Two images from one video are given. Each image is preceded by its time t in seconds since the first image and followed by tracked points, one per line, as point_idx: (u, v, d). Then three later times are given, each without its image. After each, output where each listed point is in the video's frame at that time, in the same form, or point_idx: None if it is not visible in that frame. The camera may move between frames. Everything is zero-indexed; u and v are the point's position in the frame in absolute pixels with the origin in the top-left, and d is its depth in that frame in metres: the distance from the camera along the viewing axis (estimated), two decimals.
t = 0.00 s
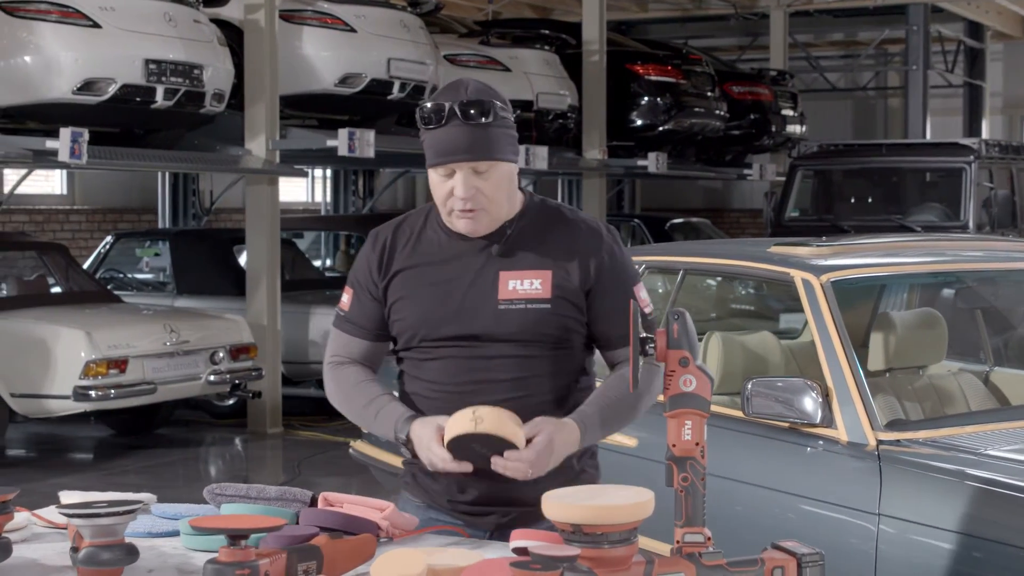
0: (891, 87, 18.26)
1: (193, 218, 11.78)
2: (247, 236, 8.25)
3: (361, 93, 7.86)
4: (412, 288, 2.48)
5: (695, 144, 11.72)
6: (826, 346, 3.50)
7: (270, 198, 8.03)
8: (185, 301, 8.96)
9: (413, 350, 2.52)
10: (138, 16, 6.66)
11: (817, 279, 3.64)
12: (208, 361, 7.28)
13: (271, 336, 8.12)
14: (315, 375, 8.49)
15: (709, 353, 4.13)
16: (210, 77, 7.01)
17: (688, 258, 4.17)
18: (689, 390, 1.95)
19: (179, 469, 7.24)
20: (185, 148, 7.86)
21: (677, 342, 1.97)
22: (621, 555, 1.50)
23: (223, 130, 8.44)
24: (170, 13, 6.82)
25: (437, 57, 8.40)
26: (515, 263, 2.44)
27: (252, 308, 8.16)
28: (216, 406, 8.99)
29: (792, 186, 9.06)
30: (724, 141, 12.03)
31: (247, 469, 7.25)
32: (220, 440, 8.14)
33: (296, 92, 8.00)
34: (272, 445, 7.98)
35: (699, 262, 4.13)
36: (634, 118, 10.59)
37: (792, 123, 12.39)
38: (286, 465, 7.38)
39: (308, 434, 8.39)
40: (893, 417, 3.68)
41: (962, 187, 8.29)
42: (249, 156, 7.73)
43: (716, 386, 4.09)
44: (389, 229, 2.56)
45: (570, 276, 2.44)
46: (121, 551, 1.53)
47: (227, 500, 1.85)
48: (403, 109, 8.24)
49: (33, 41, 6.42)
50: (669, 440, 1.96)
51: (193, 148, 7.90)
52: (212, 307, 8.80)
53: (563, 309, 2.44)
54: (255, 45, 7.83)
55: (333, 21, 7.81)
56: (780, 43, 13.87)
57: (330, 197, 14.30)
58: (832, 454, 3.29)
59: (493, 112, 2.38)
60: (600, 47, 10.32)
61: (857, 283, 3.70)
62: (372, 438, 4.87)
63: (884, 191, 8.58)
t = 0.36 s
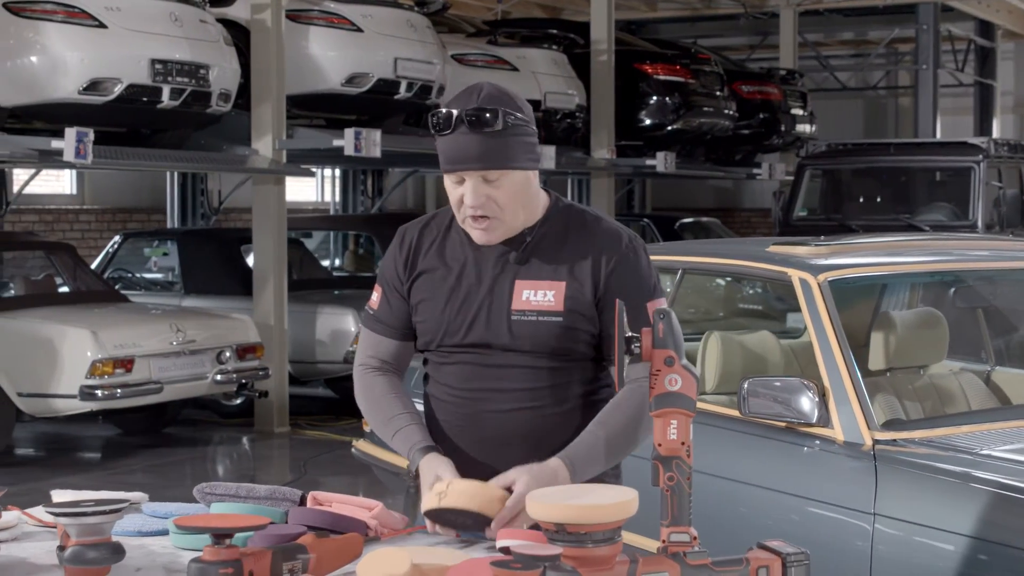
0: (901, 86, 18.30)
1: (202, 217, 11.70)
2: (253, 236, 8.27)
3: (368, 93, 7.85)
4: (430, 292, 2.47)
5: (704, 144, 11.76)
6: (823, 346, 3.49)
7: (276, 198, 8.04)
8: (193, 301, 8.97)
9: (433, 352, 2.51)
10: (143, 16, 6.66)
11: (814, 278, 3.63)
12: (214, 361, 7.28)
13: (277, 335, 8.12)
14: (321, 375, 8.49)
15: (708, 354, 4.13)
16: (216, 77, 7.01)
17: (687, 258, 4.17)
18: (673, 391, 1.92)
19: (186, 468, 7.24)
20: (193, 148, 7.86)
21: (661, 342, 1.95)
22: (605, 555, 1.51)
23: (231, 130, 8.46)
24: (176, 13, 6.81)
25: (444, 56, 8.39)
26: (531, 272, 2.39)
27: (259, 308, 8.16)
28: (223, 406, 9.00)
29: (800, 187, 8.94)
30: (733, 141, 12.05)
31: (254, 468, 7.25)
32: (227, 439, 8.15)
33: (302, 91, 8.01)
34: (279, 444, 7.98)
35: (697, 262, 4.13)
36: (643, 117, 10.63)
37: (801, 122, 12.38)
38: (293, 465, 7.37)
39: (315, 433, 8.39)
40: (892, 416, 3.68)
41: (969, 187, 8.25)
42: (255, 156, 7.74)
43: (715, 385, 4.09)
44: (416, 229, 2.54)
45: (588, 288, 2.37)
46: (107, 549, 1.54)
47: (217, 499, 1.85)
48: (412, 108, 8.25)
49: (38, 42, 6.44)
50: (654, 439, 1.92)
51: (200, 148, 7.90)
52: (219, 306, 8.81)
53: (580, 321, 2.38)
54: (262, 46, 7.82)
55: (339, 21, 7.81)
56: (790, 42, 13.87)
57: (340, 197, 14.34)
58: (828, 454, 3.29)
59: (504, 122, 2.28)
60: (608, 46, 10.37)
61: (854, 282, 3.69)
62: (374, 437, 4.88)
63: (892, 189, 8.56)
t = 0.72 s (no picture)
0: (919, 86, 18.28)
1: (218, 218, 11.72)
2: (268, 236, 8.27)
3: (383, 93, 7.85)
4: (436, 292, 2.48)
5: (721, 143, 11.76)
6: (827, 346, 3.49)
7: (290, 197, 8.05)
8: (208, 301, 8.99)
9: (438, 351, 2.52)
10: (156, 17, 6.68)
11: (819, 278, 3.63)
12: (228, 361, 7.29)
13: (291, 335, 8.13)
14: (335, 375, 8.52)
15: (714, 355, 4.12)
16: (230, 77, 7.02)
17: (693, 258, 4.17)
18: (667, 390, 1.91)
19: (199, 467, 7.25)
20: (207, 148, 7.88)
21: (655, 341, 1.94)
22: (596, 554, 1.51)
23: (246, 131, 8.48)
24: (189, 13, 6.83)
25: (459, 56, 8.39)
26: (533, 281, 2.37)
27: (273, 307, 8.17)
28: (238, 406, 9.02)
29: (816, 188, 8.98)
30: (750, 141, 12.06)
31: (269, 468, 7.26)
32: (242, 439, 8.16)
33: (317, 91, 8.00)
34: (294, 444, 7.99)
35: (703, 262, 4.14)
36: (659, 117, 10.63)
37: (819, 122, 12.38)
38: (306, 465, 7.38)
39: (330, 433, 8.40)
40: (898, 416, 3.70)
41: (987, 187, 8.22)
42: (270, 156, 7.75)
43: (720, 386, 4.09)
44: (432, 226, 2.54)
45: (589, 302, 2.33)
46: (102, 548, 1.57)
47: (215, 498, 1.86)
48: (428, 107, 8.26)
49: (54, 44, 6.48)
50: (647, 440, 1.92)
51: (215, 148, 7.91)
52: (234, 306, 8.83)
53: (580, 334, 2.35)
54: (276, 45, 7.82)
55: (355, 21, 7.81)
56: (807, 42, 13.85)
57: (357, 197, 14.38)
58: (832, 454, 3.28)
59: (497, 140, 2.22)
60: (624, 46, 10.35)
61: (861, 283, 3.68)
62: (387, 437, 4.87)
63: (908, 189, 8.53)
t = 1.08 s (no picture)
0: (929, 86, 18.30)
1: (225, 218, 11.76)
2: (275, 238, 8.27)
3: (390, 93, 7.85)
4: (414, 283, 2.54)
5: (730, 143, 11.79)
6: (824, 346, 3.48)
7: (297, 197, 8.05)
8: (215, 301, 9.01)
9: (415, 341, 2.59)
10: (162, 17, 6.68)
11: (816, 278, 3.63)
12: (235, 361, 7.30)
13: (299, 335, 8.14)
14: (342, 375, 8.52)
15: (713, 354, 4.12)
16: (237, 78, 7.03)
17: (693, 258, 4.15)
18: (653, 390, 1.92)
19: (205, 468, 7.26)
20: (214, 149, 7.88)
21: (640, 341, 1.94)
22: (580, 554, 1.52)
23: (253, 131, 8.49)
24: (195, 14, 6.84)
25: (466, 56, 8.39)
26: (507, 277, 2.41)
27: (280, 307, 8.18)
28: (245, 406, 9.02)
29: (824, 188, 8.93)
30: (759, 141, 12.10)
31: (275, 468, 7.26)
32: (249, 439, 8.17)
33: (322, 91, 8.01)
34: (301, 444, 8.00)
35: (702, 261, 4.12)
36: (668, 117, 10.63)
37: (828, 122, 12.40)
38: (313, 464, 7.38)
39: (337, 433, 8.40)
40: (898, 416, 3.72)
41: (996, 187, 8.21)
42: (276, 156, 7.76)
43: (719, 385, 4.09)
44: (417, 218, 2.61)
45: (560, 300, 2.37)
46: (89, 548, 1.61)
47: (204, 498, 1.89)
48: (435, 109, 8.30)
49: (60, 44, 6.49)
50: (632, 439, 1.92)
51: (221, 149, 7.92)
52: (241, 307, 8.83)
53: (549, 331, 2.38)
54: (283, 43, 7.89)
55: (361, 22, 7.80)
56: (817, 42, 13.86)
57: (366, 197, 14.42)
58: (826, 454, 3.28)
59: (466, 139, 2.25)
60: (632, 46, 10.38)
61: (859, 282, 3.68)
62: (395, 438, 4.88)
63: (917, 189, 8.51)
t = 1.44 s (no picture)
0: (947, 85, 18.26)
1: (242, 218, 11.77)
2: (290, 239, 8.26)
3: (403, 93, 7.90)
4: (369, 274, 2.63)
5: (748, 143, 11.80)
6: (829, 346, 3.47)
7: (311, 197, 8.06)
8: (231, 301, 9.03)
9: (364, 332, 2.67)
10: (176, 17, 6.70)
11: (822, 278, 3.61)
12: (249, 360, 7.31)
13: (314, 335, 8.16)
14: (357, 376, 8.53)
15: (720, 353, 4.07)
16: (251, 78, 7.04)
17: (699, 258, 4.10)
18: (648, 390, 1.93)
19: (219, 468, 7.27)
20: (229, 149, 7.90)
21: (634, 340, 1.96)
22: (572, 553, 1.52)
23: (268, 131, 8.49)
24: (209, 14, 6.86)
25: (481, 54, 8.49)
26: (454, 269, 2.49)
27: (295, 307, 8.20)
28: (260, 406, 9.04)
29: (840, 187, 8.98)
30: (776, 140, 12.11)
31: (290, 468, 7.27)
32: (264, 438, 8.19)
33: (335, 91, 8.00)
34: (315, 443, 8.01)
35: (709, 260, 4.07)
36: (684, 117, 10.66)
37: (846, 121, 12.39)
38: (327, 464, 7.39)
39: (352, 433, 8.41)
40: (908, 416, 3.71)
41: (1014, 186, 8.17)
42: (291, 156, 7.73)
43: (727, 385, 4.07)
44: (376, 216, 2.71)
45: (503, 292, 2.44)
46: (85, 545, 1.66)
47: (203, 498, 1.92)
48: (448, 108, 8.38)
49: (75, 45, 6.51)
50: (628, 438, 1.93)
51: (236, 149, 7.94)
52: (256, 307, 8.85)
53: (491, 323, 2.45)
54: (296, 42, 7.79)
55: (376, 22, 7.83)
56: (835, 41, 13.85)
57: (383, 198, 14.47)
58: (833, 455, 3.27)
59: (420, 129, 2.36)
60: (649, 46, 10.36)
61: (866, 283, 3.67)
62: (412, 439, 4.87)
63: (934, 188, 8.47)
